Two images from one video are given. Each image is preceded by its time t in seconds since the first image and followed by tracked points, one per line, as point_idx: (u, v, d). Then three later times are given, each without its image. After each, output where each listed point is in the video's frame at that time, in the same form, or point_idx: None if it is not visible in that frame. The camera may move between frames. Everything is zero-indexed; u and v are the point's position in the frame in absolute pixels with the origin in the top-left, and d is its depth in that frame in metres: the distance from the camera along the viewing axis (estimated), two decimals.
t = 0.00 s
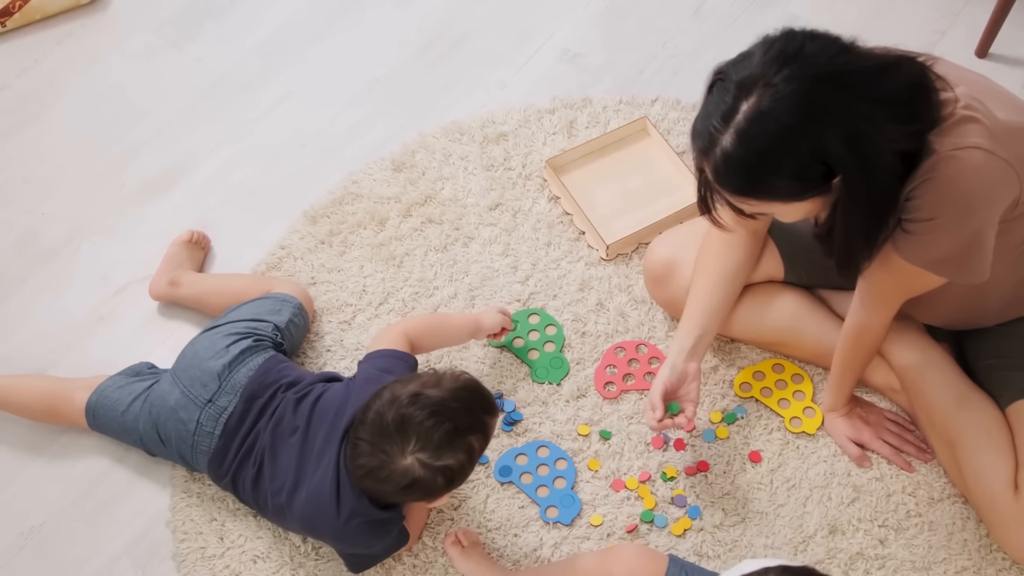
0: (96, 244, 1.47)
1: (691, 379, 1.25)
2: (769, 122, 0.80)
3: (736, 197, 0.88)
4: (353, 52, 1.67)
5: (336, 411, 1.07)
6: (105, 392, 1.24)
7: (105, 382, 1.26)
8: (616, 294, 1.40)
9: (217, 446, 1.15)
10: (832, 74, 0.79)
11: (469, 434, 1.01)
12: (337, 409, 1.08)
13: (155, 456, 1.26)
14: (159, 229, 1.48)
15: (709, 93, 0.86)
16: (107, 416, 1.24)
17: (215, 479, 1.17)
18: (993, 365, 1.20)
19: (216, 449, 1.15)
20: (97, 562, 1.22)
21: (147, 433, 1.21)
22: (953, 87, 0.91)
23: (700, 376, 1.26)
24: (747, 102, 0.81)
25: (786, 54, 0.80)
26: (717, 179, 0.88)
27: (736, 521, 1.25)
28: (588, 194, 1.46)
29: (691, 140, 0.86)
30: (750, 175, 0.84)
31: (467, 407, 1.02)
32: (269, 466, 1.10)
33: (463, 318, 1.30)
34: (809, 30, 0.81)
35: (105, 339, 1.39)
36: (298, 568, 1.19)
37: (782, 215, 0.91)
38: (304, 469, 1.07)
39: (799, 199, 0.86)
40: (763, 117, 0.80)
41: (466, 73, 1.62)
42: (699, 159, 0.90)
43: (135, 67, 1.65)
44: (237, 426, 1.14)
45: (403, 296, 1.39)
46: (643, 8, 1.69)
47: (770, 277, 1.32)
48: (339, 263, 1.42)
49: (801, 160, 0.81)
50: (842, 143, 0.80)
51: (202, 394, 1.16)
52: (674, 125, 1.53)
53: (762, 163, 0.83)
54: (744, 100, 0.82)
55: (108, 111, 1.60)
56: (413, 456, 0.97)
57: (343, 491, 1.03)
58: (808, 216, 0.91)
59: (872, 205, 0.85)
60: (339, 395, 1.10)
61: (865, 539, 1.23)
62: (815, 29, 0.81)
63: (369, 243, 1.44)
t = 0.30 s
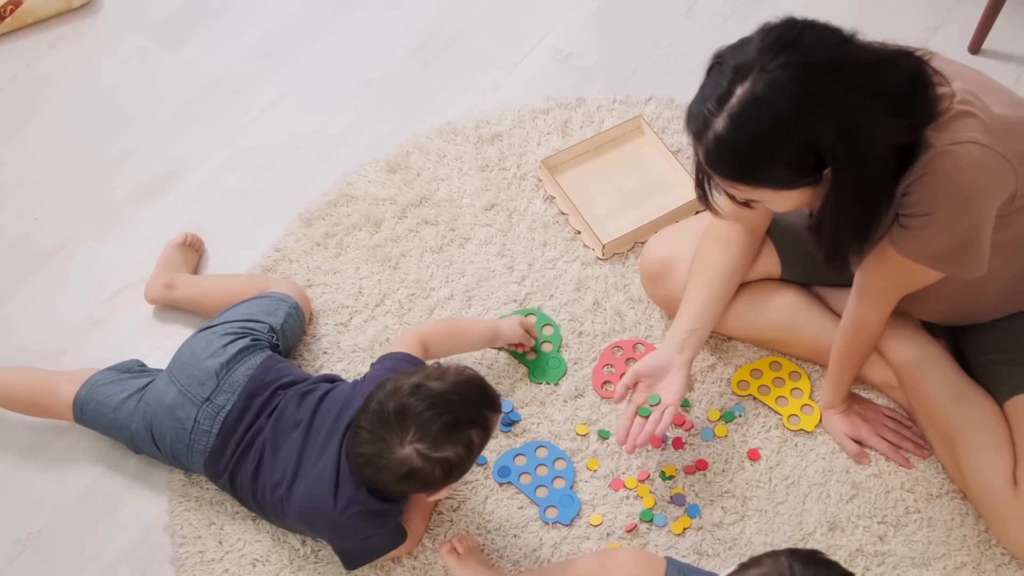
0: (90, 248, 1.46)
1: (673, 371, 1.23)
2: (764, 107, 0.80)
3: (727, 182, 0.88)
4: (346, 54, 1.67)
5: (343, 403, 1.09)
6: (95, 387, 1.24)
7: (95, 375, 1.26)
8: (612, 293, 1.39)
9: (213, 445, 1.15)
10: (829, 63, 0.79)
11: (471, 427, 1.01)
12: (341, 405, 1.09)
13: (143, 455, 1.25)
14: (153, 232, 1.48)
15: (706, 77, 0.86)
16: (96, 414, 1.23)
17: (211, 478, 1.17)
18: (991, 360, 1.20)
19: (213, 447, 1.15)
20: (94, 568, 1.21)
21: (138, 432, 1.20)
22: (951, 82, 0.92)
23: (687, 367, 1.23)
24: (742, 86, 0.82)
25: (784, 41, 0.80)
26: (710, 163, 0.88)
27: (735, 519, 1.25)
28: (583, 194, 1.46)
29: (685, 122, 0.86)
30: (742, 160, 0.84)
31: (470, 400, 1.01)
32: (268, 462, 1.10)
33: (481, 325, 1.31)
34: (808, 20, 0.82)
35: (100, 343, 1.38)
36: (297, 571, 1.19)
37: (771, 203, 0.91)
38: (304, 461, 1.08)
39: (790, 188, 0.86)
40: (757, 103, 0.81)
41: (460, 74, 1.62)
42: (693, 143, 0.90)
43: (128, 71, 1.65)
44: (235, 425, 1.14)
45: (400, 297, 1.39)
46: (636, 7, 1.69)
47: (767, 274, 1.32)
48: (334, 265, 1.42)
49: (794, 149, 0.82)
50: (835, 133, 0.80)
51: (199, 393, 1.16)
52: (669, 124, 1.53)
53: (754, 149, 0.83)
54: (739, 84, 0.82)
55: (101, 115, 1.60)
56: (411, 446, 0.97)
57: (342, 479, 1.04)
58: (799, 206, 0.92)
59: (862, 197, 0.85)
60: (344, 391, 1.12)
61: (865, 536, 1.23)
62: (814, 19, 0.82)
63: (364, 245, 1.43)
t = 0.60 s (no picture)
0: (83, 252, 1.46)
1: (665, 364, 1.23)
2: (750, 94, 0.81)
3: (714, 168, 0.89)
4: (337, 55, 1.67)
5: (345, 399, 1.09)
6: (93, 393, 1.24)
7: (94, 381, 1.26)
8: (606, 290, 1.39)
9: (212, 445, 1.14)
10: (817, 53, 0.79)
11: (474, 416, 1.01)
12: (341, 401, 1.09)
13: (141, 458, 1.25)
14: (145, 235, 1.48)
15: (695, 64, 0.87)
16: (95, 419, 1.23)
17: (210, 478, 1.16)
18: (985, 352, 1.21)
19: (212, 448, 1.14)
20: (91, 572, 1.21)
21: (135, 435, 1.20)
22: (941, 76, 0.92)
23: (679, 361, 1.22)
24: (730, 72, 0.82)
25: (773, 29, 0.80)
26: (698, 151, 0.88)
27: (733, 513, 1.25)
28: (576, 191, 1.46)
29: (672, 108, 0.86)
30: (728, 147, 0.85)
31: (472, 389, 1.01)
32: (270, 457, 1.10)
33: (499, 327, 1.29)
34: (799, 10, 0.82)
35: (94, 347, 1.38)
36: (295, 572, 1.19)
37: (756, 192, 0.91)
38: (306, 457, 1.08)
39: (776, 177, 0.86)
40: (743, 89, 0.81)
41: (451, 74, 1.63)
42: (681, 130, 0.90)
43: (118, 74, 1.65)
44: (234, 424, 1.13)
45: (394, 296, 1.39)
46: (626, 5, 1.69)
47: (761, 270, 1.32)
48: (328, 266, 1.42)
49: (780, 137, 0.82)
50: (821, 125, 0.80)
51: (197, 393, 1.16)
52: (660, 120, 1.53)
53: (740, 137, 0.83)
54: (727, 70, 0.82)
55: (91, 118, 1.60)
56: (414, 434, 0.97)
57: (343, 474, 1.04)
58: (785, 198, 0.92)
59: (847, 188, 0.85)
60: (343, 388, 1.12)
61: (862, 529, 1.24)
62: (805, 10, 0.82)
63: (358, 245, 1.43)
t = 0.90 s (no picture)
0: (75, 256, 1.46)
1: (655, 365, 1.25)
2: (742, 88, 0.81)
3: (706, 161, 0.89)
4: (327, 56, 1.67)
5: (340, 402, 1.09)
6: (90, 393, 1.24)
7: (90, 383, 1.26)
8: (600, 288, 1.40)
9: (208, 447, 1.14)
10: (809, 47, 0.80)
11: (472, 422, 1.01)
12: (336, 405, 1.09)
13: (136, 459, 1.24)
14: (138, 238, 1.48)
15: (688, 59, 0.87)
16: (91, 419, 1.23)
17: (205, 480, 1.16)
18: (980, 345, 1.21)
19: (207, 450, 1.14)
20: None
21: (132, 434, 1.20)
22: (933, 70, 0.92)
23: (670, 360, 1.24)
24: (722, 66, 0.82)
25: (765, 24, 0.81)
26: (690, 144, 0.89)
27: (729, 509, 1.25)
28: (568, 189, 1.47)
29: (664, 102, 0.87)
30: (721, 141, 0.85)
31: (470, 395, 1.02)
32: (265, 461, 1.10)
33: (486, 321, 1.30)
34: (791, 5, 0.83)
35: (87, 350, 1.38)
36: (292, 573, 1.19)
37: (749, 186, 0.91)
38: (300, 461, 1.07)
39: (768, 171, 0.87)
40: (736, 84, 0.81)
41: (442, 74, 1.63)
42: (674, 124, 0.90)
43: (109, 77, 1.65)
44: (230, 426, 1.13)
45: (387, 296, 1.39)
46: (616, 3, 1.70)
47: (754, 266, 1.33)
48: (321, 267, 1.42)
49: (773, 132, 0.82)
50: (813, 119, 0.81)
51: (194, 394, 1.15)
52: (652, 118, 1.54)
53: (732, 131, 0.84)
54: (719, 64, 0.83)
55: (81, 122, 1.60)
56: (414, 440, 0.97)
57: (339, 478, 1.04)
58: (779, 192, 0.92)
59: (838, 184, 0.85)
60: (340, 392, 1.12)
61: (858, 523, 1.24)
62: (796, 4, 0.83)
63: (350, 246, 1.43)
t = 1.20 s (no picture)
0: (65, 259, 1.46)
1: (646, 359, 1.25)
2: (737, 83, 0.81)
3: (699, 155, 0.89)
4: (315, 56, 1.67)
5: (333, 401, 1.09)
6: (85, 393, 1.24)
7: (85, 385, 1.26)
8: (591, 283, 1.40)
9: (204, 445, 1.14)
10: (802, 40, 0.80)
11: (468, 423, 1.01)
12: (331, 404, 1.09)
13: (132, 459, 1.24)
14: (128, 240, 1.48)
15: (681, 55, 0.87)
16: (87, 419, 1.23)
17: (201, 480, 1.16)
18: (973, 335, 1.22)
19: (203, 449, 1.14)
20: None
21: (128, 433, 1.20)
22: (924, 61, 0.93)
23: (661, 354, 1.25)
24: (715, 62, 0.83)
25: (757, 18, 0.81)
26: (684, 137, 0.89)
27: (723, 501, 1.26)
28: (558, 185, 1.47)
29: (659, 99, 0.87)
30: (716, 137, 0.85)
31: (466, 396, 1.02)
32: (261, 461, 1.10)
33: (471, 314, 1.30)
34: None
35: (79, 353, 1.38)
36: (287, 571, 1.19)
37: (744, 180, 0.92)
38: (295, 461, 1.08)
39: (764, 165, 0.87)
40: (730, 79, 0.82)
41: (430, 72, 1.63)
42: (668, 120, 0.91)
43: (97, 80, 1.65)
44: (226, 426, 1.13)
45: (379, 295, 1.39)
46: None
47: (745, 259, 1.33)
48: (312, 266, 1.42)
49: (768, 126, 0.83)
50: (808, 111, 0.81)
51: (191, 393, 1.15)
52: (640, 114, 1.55)
53: (728, 126, 0.84)
54: (712, 60, 0.83)
55: (70, 125, 1.60)
56: (411, 442, 0.97)
57: (334, 479, 1.04)
58: (775, 185, 0.93)
59: (834, 176, 0.86)
60: (335, 391, 1.12)
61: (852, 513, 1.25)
62: None
63: (341, 244, 1.44)
